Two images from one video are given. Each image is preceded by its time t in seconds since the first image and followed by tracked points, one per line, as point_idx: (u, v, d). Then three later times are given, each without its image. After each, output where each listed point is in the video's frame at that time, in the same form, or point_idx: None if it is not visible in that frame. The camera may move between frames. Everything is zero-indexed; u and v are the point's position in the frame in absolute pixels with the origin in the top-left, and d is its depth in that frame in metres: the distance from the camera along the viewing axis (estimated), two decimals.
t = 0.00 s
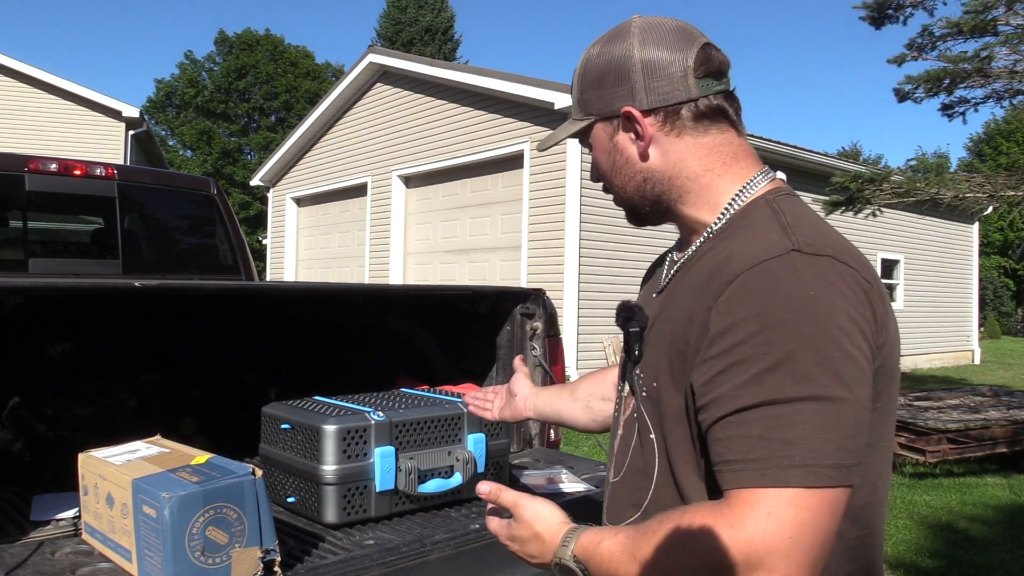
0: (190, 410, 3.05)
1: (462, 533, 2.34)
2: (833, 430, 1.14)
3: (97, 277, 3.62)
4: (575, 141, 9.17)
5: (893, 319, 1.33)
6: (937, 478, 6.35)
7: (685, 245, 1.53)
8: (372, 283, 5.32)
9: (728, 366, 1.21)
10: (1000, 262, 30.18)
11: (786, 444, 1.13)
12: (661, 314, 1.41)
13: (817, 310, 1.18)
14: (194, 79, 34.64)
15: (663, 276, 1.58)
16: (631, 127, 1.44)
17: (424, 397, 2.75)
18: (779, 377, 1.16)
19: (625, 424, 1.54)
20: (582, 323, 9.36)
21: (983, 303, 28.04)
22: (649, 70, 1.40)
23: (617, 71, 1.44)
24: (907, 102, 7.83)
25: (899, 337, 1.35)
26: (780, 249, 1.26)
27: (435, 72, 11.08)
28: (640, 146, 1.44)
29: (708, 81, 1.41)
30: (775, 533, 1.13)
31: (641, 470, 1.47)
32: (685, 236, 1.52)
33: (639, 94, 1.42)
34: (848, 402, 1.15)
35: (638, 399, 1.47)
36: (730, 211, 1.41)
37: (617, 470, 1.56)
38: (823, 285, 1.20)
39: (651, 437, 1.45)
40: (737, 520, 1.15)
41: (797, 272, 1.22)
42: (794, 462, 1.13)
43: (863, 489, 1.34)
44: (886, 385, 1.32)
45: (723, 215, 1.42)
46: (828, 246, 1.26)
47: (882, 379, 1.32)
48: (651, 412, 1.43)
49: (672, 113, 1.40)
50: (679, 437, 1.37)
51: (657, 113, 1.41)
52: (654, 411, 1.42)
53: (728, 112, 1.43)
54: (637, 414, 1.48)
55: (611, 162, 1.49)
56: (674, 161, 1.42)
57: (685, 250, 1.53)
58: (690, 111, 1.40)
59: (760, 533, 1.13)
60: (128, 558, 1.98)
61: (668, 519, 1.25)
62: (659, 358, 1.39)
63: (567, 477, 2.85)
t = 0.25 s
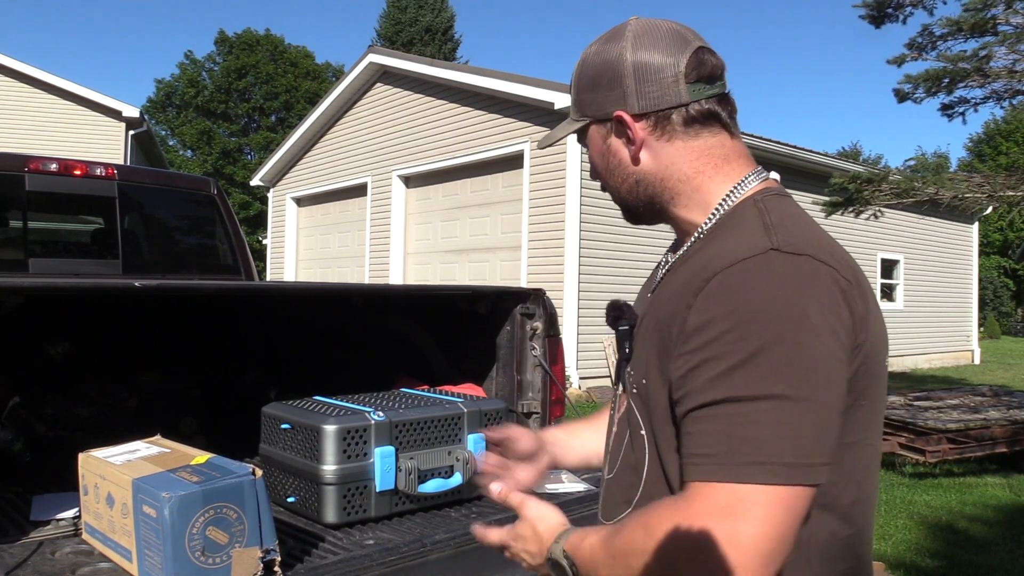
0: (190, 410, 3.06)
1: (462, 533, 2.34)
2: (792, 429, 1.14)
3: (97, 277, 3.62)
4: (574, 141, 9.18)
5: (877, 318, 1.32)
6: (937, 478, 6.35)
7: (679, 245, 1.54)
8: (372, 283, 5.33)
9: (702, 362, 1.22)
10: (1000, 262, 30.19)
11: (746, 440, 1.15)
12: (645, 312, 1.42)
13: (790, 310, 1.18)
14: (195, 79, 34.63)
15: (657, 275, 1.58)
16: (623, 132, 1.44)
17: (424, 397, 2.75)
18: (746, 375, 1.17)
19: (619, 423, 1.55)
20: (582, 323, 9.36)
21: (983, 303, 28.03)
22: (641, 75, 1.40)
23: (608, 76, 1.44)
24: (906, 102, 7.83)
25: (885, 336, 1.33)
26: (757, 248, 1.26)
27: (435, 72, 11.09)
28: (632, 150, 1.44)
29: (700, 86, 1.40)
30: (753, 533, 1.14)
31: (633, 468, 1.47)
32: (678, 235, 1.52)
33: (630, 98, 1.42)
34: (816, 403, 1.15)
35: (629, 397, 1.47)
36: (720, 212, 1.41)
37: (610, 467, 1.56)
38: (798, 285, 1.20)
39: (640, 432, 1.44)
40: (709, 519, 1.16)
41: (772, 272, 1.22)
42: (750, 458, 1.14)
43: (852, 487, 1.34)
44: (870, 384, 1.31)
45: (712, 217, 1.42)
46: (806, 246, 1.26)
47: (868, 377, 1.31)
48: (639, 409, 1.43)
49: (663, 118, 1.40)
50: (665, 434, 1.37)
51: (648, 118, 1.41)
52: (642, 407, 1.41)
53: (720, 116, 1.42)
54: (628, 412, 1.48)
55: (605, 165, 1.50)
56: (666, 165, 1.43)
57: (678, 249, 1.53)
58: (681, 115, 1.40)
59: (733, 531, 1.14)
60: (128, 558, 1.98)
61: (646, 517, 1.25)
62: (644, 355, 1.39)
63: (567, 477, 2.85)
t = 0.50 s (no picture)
0: (190, 410, 3.07)
1: (462, 533, 2.34)
2: (774, 423, 1.14)
3: (97, 276, 3.62)
4: (574, 141, 9.18)
5: (868, 320, 1.32)
6: (937, 478, 6.35)
7: (679, 244, 1.53)
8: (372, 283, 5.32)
9: (690, 354, 1.22)
10: (1000, 262, 30.18)
11: (727, 431, 1.15)
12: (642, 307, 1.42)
13: (781, 308, 1.18)
14: (194, 79, 34.61)
15: (656, 274, 1.58)
16: (624, 128, 1.44)
17: (424, 397, 2.75)
18: (733, 369, 1.17)
19: (618, 421, 1.55)
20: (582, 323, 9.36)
21: (983, 303, 28.02)
22: (644, 71, 1.40)
23: (613, 71, 1.44)
24: (906, 101, 7.83)
25: (875, 339, 1.33)
26: (751, 245, 1.26)
27: (435, 72, 11.08)
28: (632, 146, 1.44)
29: (703, 85, 1.40)
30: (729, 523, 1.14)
31: (629, 466, 1.47)
32: (677, 235, 1.52)
33: (632, 95, 1.42)
34: (798, 399, 1.15)
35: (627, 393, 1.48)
36: (718, 211, 1.41)
37: (609, 468, 1.57)
38: (788, 283, 1.20)
39: (639, 430, 1.44)
40: (688, 506, 1.17)
41: (764, 269, 1.22)
42: (728, 447, 1.14)
43: (846, 487, 1.33)
44: (862, 386, 1.31)
45: (710, 215, 1.42)
46: (798, 245, 1.26)
47: (860, 379, 1.30)
48: (637, 407, 1.43)
49: (664, 115, 1.41)
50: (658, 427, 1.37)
51: (649, 115, 1.41)
52: (642, 406, 1.41)
53: (722, 115, 1.42)
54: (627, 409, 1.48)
55: (605, 160, 1.50)
56: (666, 162, 1.43)
57: (678, 249, 1.53)
58: (682, 113, 1.40)
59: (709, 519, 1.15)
60: (128, 558, 1.98)
61: (630, 500, 1.27)
62: (641, 352, 1.39)
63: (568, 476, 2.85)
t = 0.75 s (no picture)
0: (190, 410, 3.07)
1: (462, 532, 2.34)
2: (794, 433, 1.14)
3: (97, 276, 3.62)
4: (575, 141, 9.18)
5: (875, 321, 1.32)
6: (937, 478, 6.34)
7: (676, 243, 1.54)
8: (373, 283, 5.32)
9: (704, 365, 1.22)
10: (1000, 262, 30.16)
11: (747, 444, 1.15)
12: (648, 313, 1.41)
13: (794, 315, 1.18)
14: (194, 79, 34.60)
15: (655, 275, 1.58)
16: (628, 123, 1.44)
17: (424, 397, 2.75)
18: (751, 379, 1.16)
19: (617, 424, 1.55)
20: (582, 322, 9.36)
21: (983, 303, 28.02)
22: (650, 67, 1.40)
23: (616, 66, 1.43)
24: (906, 102, 7.83)
25: (883, 339, 1.33)
26: (761, 251, 1.25)
27: (435, 72, 11.08)
28: (637, 142, 1.44)
29: (707, 82, 1.41)
30: (755, 538, 1.14)
31: (632, 468, 1.47)
32: (675, 234, 1.52)
33: (637, 90, 1.42)
34: (815, 407, 1.15)
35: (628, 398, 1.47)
36: (721, 210, 1.41)
37: (608, 468, 1.57)
38: (801, 290, 1.20)
39: (642, 433, 1.44)
40: (711, 520, 1.16)
41: (776, 276, 1.21)
42: (755, 464, 1.14)
43: (854, 490, 1.34)
44: (870, 386, 1.32)
45: (713, 215, 1.42)
46: (811, 250, 1.26)
47: (868, 378, 1.31)
48: (640, 411, 1.42)
49: (670, 111, 1.41)
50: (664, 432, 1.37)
51: (655, 111, 1.41)
52: (645, 409, 1.41)
53: (724, 113, 1.43)
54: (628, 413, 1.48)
55: (605, 157, 1.49)
56: (670, 158, 1.43)
57: (676, 248, 1.53)
58: (688, 110, 1.40)
59: (737, 535, 1.14)
60: (128, 558, 1.98)
61: (650, 514, 1.24)
62: (646, 358, 1.38)
63: (568, 476, 2.85)
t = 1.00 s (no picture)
0: (190, 410, 3.07)
1: (462, 533, 2.34)
2: (764, 445, 1.14)
3: (98, 276, 3.62)
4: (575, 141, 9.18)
5: (851, 328, 1.32)
6: (937, 478, 6.35)
7: (664, 245, 1.53)
8: (373, 283, 5.32)
9: (677, 377, 1.21)
10: (1000, 262, 30.16)
11: (718, 456, 1.15)
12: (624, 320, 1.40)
13: (765, 328, 1.17)
14: (194, 79, 34.61)
15: (642, 276, 1.58)
16: (620, 123, 1.43)
17: (424, 397, 2.75)
18: (723, 391, 1.16)
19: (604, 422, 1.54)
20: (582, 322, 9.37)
21: (983, 303, 28.02)
22: (643, 67, 1.40)
23: (610, 68, 1.43)
24: (907, 102, 7.83)
25: (857, 343, 1.32)
26: (733, 263, 1.24)
27: (435, 72, 11.08)
28: (629, 142, 1.43)
29: (698, 83, 1.42)
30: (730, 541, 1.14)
31: (616, 465, 1.46)
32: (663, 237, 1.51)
33: (630, 90, 1.41)
34: (784, 419, 1.15)
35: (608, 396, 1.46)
36: (707, 211, 1.40)
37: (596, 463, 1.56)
38: (772, 301, 1.19)
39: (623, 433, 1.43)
40: (689, 532, 1.16)
41: (747, 287, 1.20)
42: (725, 476, 1.15)
43: (831, 494, 1.33)
44: (845, 390, 1.31)
45: (699, 216, 1.41)
46: (783, 261, 1.24)
47: (842, 382, 1.30)
48: (618, 411, 1.41)
49: (662, 112, 1.41)
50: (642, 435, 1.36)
51: (647, 111, 1.41)
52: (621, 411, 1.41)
53: (714, 116, 1.44)
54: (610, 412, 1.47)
55: (596, 158, 1.48)
56: (661, 158, 1.42)
57: (663, 250, 1.52)
58: (679, 111, 1.41)
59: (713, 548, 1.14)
60: (129, 558, 1.98)
61: (629, 529, 1.25)
62: (622, 362, 1.38)
63: (568, 477, 2.85)
